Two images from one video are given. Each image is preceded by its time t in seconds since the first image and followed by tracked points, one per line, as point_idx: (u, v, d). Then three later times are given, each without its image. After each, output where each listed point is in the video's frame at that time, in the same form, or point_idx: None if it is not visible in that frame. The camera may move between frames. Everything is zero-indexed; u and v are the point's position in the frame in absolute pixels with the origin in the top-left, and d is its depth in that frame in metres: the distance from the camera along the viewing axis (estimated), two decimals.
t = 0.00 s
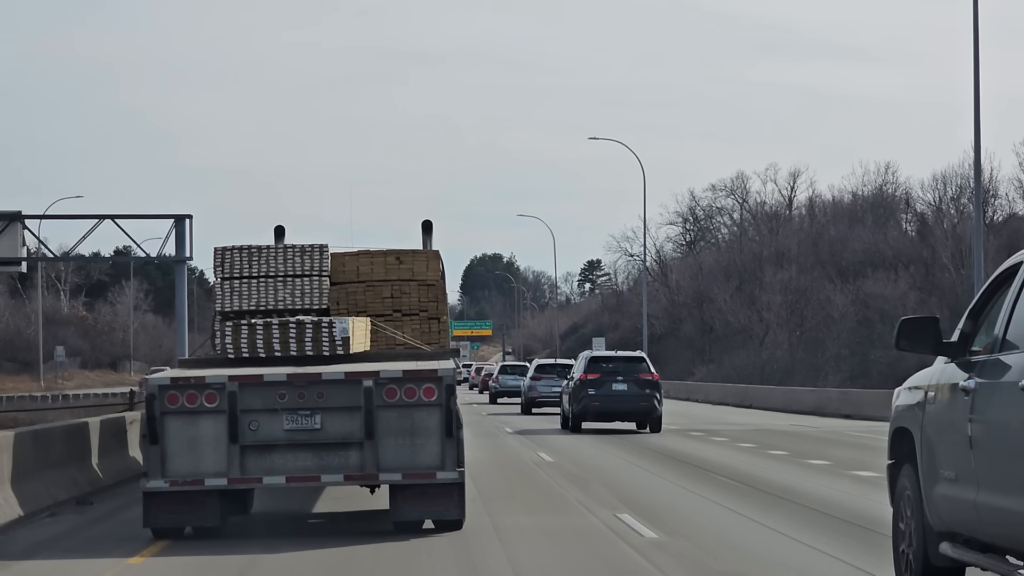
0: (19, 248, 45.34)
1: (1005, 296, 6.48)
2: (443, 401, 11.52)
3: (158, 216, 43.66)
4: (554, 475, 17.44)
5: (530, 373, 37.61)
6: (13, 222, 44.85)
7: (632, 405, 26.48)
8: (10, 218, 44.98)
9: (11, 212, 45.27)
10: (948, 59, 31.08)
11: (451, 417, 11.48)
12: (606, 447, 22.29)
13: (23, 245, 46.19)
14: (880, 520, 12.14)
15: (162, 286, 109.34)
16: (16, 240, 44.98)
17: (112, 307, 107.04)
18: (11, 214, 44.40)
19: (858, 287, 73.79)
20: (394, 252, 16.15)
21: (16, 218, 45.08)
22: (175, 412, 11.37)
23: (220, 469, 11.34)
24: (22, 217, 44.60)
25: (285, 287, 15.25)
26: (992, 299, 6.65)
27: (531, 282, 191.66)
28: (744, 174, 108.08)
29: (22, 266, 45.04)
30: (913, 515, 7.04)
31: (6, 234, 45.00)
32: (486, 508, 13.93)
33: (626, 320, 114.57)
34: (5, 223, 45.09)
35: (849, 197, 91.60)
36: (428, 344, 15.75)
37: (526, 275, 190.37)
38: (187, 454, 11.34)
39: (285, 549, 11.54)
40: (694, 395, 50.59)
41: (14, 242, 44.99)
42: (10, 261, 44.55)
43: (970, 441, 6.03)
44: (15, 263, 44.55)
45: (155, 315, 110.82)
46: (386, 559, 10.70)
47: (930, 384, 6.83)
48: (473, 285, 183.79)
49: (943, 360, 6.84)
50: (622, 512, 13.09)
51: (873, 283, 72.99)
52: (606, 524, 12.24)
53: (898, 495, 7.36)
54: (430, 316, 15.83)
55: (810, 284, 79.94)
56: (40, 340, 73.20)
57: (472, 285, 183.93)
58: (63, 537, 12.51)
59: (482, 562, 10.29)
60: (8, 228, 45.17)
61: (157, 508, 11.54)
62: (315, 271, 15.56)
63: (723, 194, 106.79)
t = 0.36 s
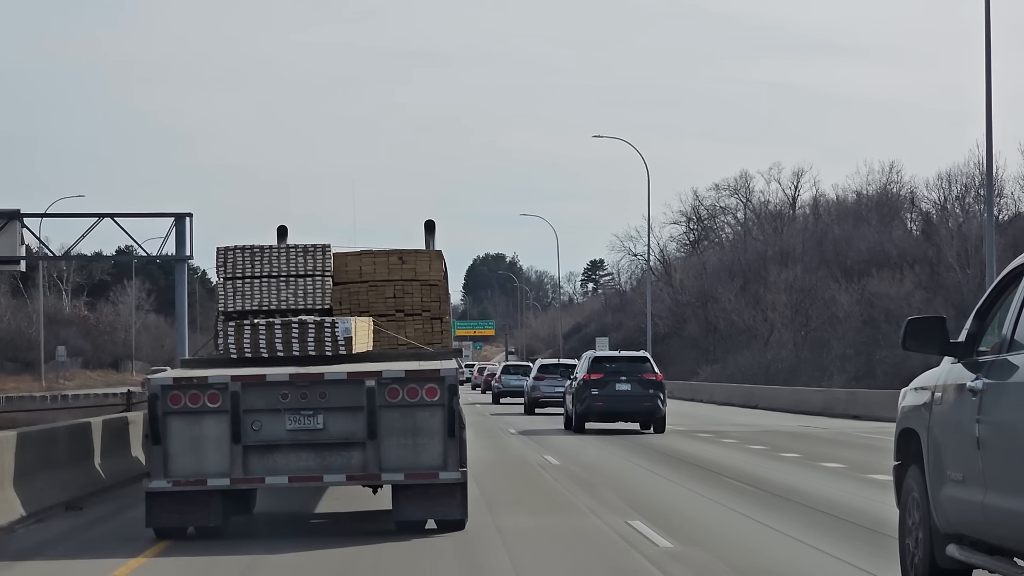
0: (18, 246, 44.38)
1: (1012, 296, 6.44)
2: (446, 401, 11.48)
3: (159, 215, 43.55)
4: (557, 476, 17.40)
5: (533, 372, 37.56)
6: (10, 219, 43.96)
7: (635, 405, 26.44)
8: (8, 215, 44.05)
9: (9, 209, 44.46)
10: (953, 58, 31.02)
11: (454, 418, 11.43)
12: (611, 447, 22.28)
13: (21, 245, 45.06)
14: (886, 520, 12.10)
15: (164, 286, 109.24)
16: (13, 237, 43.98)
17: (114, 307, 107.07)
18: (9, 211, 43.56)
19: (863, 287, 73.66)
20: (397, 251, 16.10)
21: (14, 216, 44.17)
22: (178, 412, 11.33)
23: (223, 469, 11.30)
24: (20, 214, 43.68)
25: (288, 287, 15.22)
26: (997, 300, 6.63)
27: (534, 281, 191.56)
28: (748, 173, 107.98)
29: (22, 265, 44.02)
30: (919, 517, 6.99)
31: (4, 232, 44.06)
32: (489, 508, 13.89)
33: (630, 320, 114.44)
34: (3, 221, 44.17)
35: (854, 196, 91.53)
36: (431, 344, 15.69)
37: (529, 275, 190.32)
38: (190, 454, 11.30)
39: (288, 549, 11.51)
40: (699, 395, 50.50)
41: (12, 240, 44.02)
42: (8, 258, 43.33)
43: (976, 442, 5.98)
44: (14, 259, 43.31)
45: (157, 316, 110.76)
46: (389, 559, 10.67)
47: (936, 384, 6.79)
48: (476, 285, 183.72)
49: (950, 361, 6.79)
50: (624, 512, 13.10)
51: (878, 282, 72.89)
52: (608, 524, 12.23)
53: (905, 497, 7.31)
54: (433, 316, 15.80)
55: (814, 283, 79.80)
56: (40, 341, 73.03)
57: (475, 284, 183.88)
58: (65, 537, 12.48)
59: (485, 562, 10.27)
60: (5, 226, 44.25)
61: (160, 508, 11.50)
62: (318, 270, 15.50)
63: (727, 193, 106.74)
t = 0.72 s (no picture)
0: (17, 245, 44.14)
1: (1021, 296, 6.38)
2: (449, 402, 11.43)
3: (160, 214, 43.41)
4: (561, 476, 17.36)
5: (537, 372, 37.50)
6: (9, 218, 43.69)
7: (640, 405, 26.39)
8: (7, 214, 43.79)
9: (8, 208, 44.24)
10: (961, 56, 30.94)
11: (457, 418, 11.40)
12: (616, 448, 22.23)
13: (19, 243, 44.81)
14: (892, 523, 12.04)
15: (166, 286, 109.41)
16: (12, 236, 43.67)
17: (116, 306, 107.40)
18: (8, 210, 43.31)
19: (869, 286, 73.56)
20: (399, 251, 16.09)
21: (13, 214, 43.89)
22: (180, 411, 11.29)
23: (226, 469, 11.26)
24: (19, 213, 43.44)
25: (290, 287, 15.19)
26: (1006, 301, 6.59)
27: (538, 281, 191.49)
28: (752, 172, 107.87)
29: (21, 263, 43.82)
30: (926, 517, 6.94)
31: (3, 230, 43.84)
32: (492, 508, 13.85)
33: (633, 320, 114.45)
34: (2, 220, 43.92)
35: (858, 195, 91.44)
36: (433, 344, 15.67)
37: (532, 275, 190.32)
38: (192, 454, 11.25)
39: (291, 549, 11.48)
40: (705, 396, 50.45)
41: (11, 238, 43.72)
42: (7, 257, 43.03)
43: (984, 443, 5.93)
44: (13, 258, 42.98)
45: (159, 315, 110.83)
46: (394, 559, 10.63)
47: (944, 384, 6.74)
48: (479, 285, 183.66)
49: (958, 360, 6.74)
50: (628, 514, 13.05)
51: (884, 281, 72.79)
52: (611, 525, 12.21)
53: (910, 497, 7.28)
54: (436, 316, 15.77)
55: (820, 282, 79.52)
56: (41, 341, 72.86)
57: (478, 284, 183.87)
58: (68, 537, 12.44)
59: (489, 562, 10.24)
60: (4, 225, 44.00)
61: (162, 508, 11.46)
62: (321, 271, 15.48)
63: (731, 192, 106.69)
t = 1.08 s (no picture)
0: (16, 243, 43.85)
1: None
2: (454, 401, 11.37)
3: (162, 212, 43.27)
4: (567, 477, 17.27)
5: (543, 372, 37.42)
6: (8, 215, 43.47)
7: (647, 406, 26.27)
8: (7, 211, 43.56)
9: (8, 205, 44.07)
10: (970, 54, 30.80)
11: (462, 417, 11.34)
12: (623, 449, 22.16)
13: (19, 240, 44.52)
14: (901, 524, 11.94)
15: (170, 285, 109.50)
16: (12, 233, 43.43)
17: (120, 305, 107.40)
18: (8, 207, 43.11)
19: (878, 286, 73.31)
20: (404, 251, 16.05)
21: (12, 212, 43.67)
22: (185, 411, 11.22)
23: (231, 469, 11.19)
24: (19, 210, 43.26)
25: (295, 287, 15.13)
26: (1017, 302, 6.53)
27: (543, 281, 191.41)
28: (759, 171, 107.69)
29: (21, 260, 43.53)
30: (938, 521, 6.86)
31: (3, 228, 43.56)
32: (497, 508, 13.78)
33: (640, 319, 114.36)
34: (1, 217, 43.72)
35: (865, 194, 91.21)
36: (438, 344, 15.61)
37: (537, 274, 190.25)
38: (198, 454, 11.19)
39: (296, 550, 11.40)
40: (712, 396, 50.34)
41: (11, 236, 43.48)
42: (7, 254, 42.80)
43: (998, 444, 5.86)
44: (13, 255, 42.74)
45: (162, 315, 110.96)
46: (400, 559, 10.56)
47: (955, 386, 6.67)
48: (484, 284, 183.63)
49: (970, 361, 6.67)
50: (634, 514, 12.98)
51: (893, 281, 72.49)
52: (617, 526, 12.16)
53: (922, 500, 7.19)
54: (441, 315, 15.72)
55: (828, 282, 79.06)
56: (43, 340, 72.74)
57: (484, 284, 183.89)
58: (72, 536, 12.37)
59: (494, 562, 10.17)
60: (4, 222, 43.80)
61: (167, 508, 11.40)
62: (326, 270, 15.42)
63: (737, 191, 106.55)
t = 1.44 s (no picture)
0: (16, 242, 43.38)
1: None
2: (457, 401, 11.32)
3: (163, 210, 43.12)
4: (573, 476, 17.18)
5: (547, 372, 37.37)
6: (8, 214, 43.15)
7: (652, 406, 26.20)
8: (6, 209, 43.18)
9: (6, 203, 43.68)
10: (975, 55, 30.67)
11: (466, 417, 11.28)
12: (629, 448, 22.10)
13: (18, 240, 44.10)
14: (909, 526, 11.85)
15: (172, 284, 109.50)
16: (11, 233, 43.01)
17: (122, 305, 107.48)
18: (8, 206, 42.89)
19: (884, 285, 73.09)
20: (408, 251, 16.02)
21: (10, 211, 43.28)
22: (189, 411, 11.19)
23: (234, 470, 11.15)
24: (18, 209, 42.87)
25: (299, 286, 15.08)
26: None
27: (546, 281, 191.31)
28: (763, 171, 107.52)
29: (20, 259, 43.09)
30: (946, 523, 6.81)
31: (2, 227, 43.10)
32: (500, 508, 13.74)
33: (644, 319, 114.26)
34: None
35: (870, 194, 91.09)
36: (441, 344, 15.55)
37: (541, 274, 190.17)
38: (202, 454, 11.15)
39: (301, 550, 11.35)
40: (718, 396, 50.24)
41: (10, 235, 43.09)
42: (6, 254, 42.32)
43: (1006, 446, 5.80)
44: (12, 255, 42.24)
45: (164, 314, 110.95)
46: (404, 559, 10.51)
47: (964, 385, 6.62)
48: (488, 284, 183.49)
49: (979, 361, 6.61)
50: (636, 515, 12.94)
51: (898, 280, 72.23)
52: (622, 526, 12.10)
53: (930, 501, 7.14)
54: (445, 315, 15.66)
55: (833, 282, 79.17)
56: (44, 339, 72.61)
57: (488, 284, 183.81)
58: (75, 536, 12.33)
59: (498, 562, 10.12)
60: (2, 221, 43.44)
61: (171, 508, 11.36)
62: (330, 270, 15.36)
63: (741, 191, 106.43)
